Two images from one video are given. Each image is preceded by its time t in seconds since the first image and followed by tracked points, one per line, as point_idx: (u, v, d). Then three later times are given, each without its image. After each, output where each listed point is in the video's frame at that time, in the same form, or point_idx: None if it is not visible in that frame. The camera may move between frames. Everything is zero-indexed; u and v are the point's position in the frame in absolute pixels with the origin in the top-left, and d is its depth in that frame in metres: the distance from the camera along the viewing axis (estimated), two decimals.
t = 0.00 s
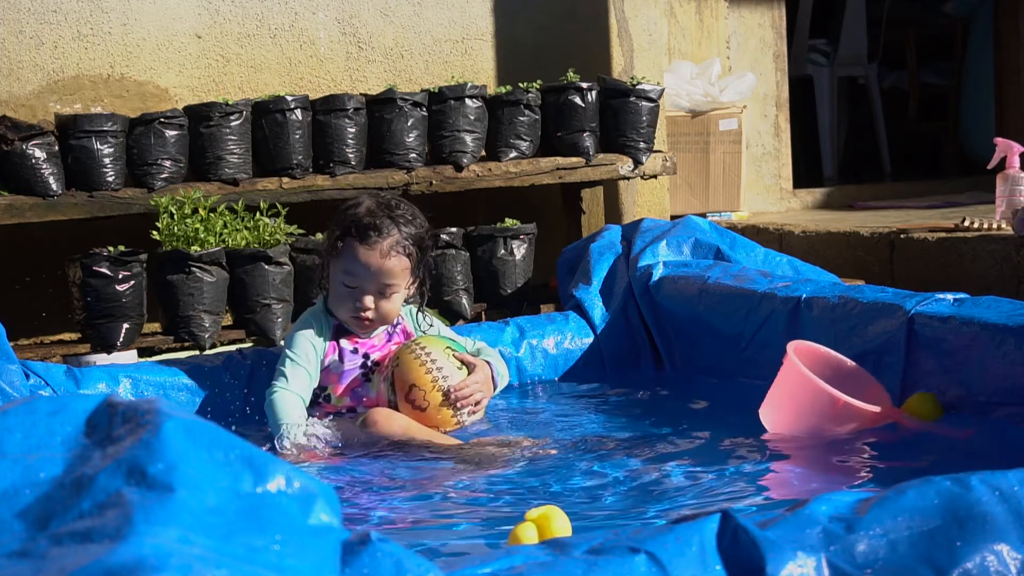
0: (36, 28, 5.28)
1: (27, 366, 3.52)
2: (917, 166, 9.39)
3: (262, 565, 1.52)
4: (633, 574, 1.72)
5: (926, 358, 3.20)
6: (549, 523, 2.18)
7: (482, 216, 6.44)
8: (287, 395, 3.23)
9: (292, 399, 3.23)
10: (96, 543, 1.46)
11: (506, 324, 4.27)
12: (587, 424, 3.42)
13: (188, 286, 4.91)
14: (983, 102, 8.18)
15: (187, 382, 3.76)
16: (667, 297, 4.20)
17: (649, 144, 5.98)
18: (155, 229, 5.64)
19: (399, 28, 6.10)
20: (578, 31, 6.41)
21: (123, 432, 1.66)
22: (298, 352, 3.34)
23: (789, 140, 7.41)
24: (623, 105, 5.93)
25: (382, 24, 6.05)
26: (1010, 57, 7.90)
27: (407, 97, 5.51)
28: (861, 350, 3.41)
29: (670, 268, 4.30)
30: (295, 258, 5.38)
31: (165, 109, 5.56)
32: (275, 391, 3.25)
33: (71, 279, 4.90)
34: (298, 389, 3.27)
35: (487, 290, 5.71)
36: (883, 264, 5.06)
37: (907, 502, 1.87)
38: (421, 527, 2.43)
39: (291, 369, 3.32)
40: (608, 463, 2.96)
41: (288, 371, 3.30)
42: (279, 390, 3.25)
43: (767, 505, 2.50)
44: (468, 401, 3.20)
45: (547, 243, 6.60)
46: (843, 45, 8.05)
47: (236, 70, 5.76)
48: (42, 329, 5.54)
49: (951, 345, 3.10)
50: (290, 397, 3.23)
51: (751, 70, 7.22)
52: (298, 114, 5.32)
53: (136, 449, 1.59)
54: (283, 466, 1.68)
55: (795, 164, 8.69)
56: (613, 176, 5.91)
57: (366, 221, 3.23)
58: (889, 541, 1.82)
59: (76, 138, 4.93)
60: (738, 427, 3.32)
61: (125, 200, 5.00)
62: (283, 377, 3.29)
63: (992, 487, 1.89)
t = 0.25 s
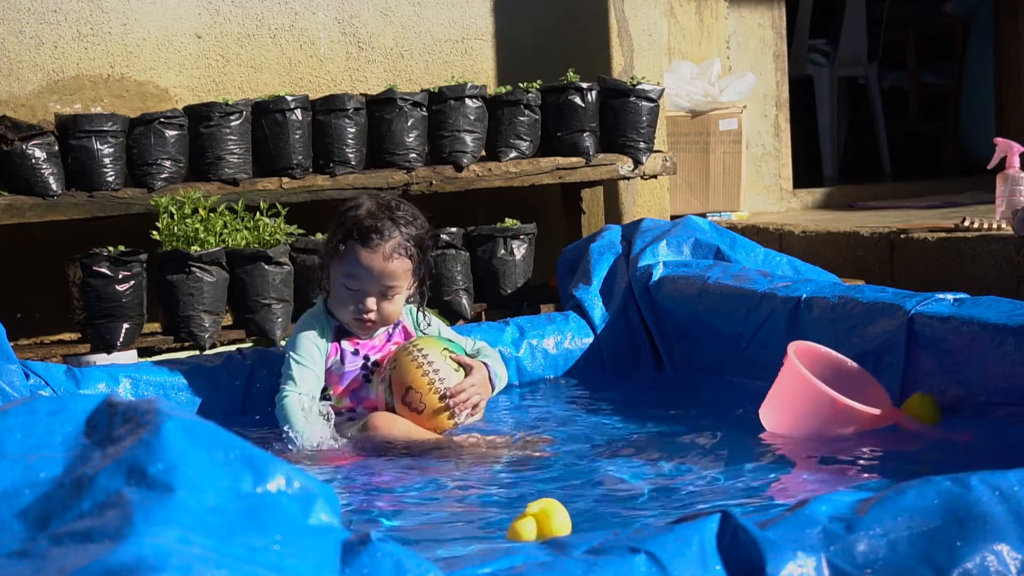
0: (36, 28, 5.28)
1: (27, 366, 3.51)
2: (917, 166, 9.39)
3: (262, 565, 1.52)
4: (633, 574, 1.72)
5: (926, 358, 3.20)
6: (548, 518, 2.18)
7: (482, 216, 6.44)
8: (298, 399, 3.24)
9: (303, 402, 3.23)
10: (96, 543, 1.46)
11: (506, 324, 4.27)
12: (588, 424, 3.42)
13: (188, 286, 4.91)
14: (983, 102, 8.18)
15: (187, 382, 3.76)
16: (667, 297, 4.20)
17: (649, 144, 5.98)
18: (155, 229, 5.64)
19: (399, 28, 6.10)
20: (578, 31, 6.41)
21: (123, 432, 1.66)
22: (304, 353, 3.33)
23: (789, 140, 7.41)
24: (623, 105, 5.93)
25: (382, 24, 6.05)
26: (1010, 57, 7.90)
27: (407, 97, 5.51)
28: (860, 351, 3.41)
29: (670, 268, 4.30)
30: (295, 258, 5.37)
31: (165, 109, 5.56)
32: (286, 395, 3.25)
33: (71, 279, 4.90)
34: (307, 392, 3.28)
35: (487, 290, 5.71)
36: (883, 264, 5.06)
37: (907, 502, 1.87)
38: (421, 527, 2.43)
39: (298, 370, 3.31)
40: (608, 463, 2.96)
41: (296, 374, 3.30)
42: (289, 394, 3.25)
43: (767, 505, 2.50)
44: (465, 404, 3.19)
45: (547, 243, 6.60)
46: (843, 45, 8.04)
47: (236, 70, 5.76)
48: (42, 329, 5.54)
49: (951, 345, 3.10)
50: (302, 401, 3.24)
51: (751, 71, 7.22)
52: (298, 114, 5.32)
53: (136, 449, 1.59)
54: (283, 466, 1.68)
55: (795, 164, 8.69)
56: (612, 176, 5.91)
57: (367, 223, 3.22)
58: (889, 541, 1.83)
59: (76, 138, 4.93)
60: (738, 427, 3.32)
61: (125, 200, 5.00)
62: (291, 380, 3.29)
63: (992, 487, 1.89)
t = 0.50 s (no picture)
0: (36, 28, 5.28)
1: (27, 366, 3.51)
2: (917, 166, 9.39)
3: (262, 564, 1.52)
4: (633, 574, 1.72)
5: (926, 358, 3.20)
6: (551, 519, 2.17)
7: (482, 216, 6.44)
8: (300, 400, 3.24)
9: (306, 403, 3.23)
10: (96, 543, 1.46)
11: (506, 323, 4.27)
12: (588, 424, 3.42)
13: (188, 286, 4.91)
14: (983, 102, 8.18)
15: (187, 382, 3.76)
16: (667, 297, 4.20)
17: (649, 144, 5.98)
18: (155, 229, 5.63)
19: (399, 28, 6.10)
20: (578, 31, 6.41)
21: (123, 432, 1.66)
22: (306, 354, 3.33)
23: (789, 140, 7.40)
24: (623, 105, 5.93)
25: (382, 24, 6.05)
26: (1010, 57, 7.90)
27: (407, 97, 5.51)
28: (861, 350, 3.41)
29: (670, 268, 4.30)
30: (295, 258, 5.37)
31: (165, 109, 5.57)
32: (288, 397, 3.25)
33: (70, 279, 4.90)
34: (309, 394, 3.28)
35: (487, 290, 5.71)
36: (883, 264, 5.06)
37: (907, 502, 1.87)
38: (420, 527, 2.43)
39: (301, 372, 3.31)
40: (608, 463, 2.96)
41: (298, 376, 3.29)
42: (292, 396, 3.25)
43: (767, 505, 2.50)
44: (465, 405, 3.18)
45: (547, 243, 6.60)
46: (843, 45, 8.04)
47: (236, 70, 5.76)
48: (42, 329, 5.54)
49: (951, 345, 3.10)
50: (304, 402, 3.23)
51: (751, 70, 7.22)
52: (298, 115, 5.32)
53: (136, 449, 1.59)
54: (283, 466, 1.68)
55: (795, 164, 8.68)
56: (612, 176, 5.91)
57: (368, 222, 3.22)
58: (889, 541, 1.82)
59: (76, 138, 4.93)
60: (738, 427, 3.32)
61: (125, 200, 5.00)
62: (294, 382, 3.29)
63: (992, 486, 1.89)
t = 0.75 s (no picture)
0: (36, 28, 5.28)
1: (27, 366, 3.51)
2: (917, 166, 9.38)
3: (262, 565, 1.52)
4: (633, 574, 1.72)
5: (926, 358, 3.20)
6: (552, 523, 2.17)
7: (481, 216, 6.45)
8: (298, 400, 3.25)
9: (303, 403, 3.24)
10: (96, 543, 1.46)
11: (506, 324, 4.27)
12: (587, 424, 3.42)
13: (188, 286, 4.91)
14: (983, 102, 8.18)
15: (187, 382, 3.76)
16: (667, 297, 4.20)
17: (649, 144, 5.98)
18: (156, 229, 5.64)
19: (399, 28, 6.10)
20: (578, 31, 6.41)
21: (123, 432, 1.66)
22: (304, 354, 3.34)
23: (789, 140, 7.40)
24: (623, 105, 5.93)
25: (382, 24, 6.05)
26: (1010, 57, 7.90)
27: (407, 97, 5.51)
28: (860, 350, 3.41)
29: (670, 268, 4.30)
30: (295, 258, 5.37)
31: (165, 109, 5.57)
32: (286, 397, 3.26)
33: (70, 279, 4.90)
34: (308, 393, 3.28)
35: (487, 290, 5.71)
36: (883, 264, 5.06)
37: (907, 502, 1.87)
38: (420, 527, 2.43)
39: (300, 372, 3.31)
40: (608, 463, 2.96)
41: (297, 376, 3.30)
42: (290, 396, 3.26)
43: (767, 505, 2.50)
44: (461, 406, 3.20)
45: (547, 243, 6.60)
46: (843, 45, 8.04)
47: (236, 70, 5.76)
48: (42, 329, 5.54)
49: (951, 345, 3.10)
50: (301, 402, 3.24)
51: (751, 71, 7.22)
52: (298, 114, 5.32)
53: (136, 448, 1.59)
54: (283, 466, 1.68)
55: (795, 164, 8.68)
56: (612, 175, 5.91)
57: (371, 219, 3.22)
58: (889, 541, 1.82)
59: (76, 138, 4.93)
60: (738, 428, 3.32)
61: (125, 200, 5.00)
62: (292, 382, 3.30)
63: (991, 487, 1.89)
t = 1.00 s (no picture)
0: (36, 28, 5.28)
1: (27, 366, 3.51)
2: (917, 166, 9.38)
3: (262, 565, 1.52)
4: (633, 574, 1.72)
5: (926, 358, 3.20)
6: (549, 526, 2.17)
7: (481, 216, 6.45)
8: (296, 399, 3.25)
9: (301, 402, 3.24)
10: (96, 543, 1.46)
11: (506, 324, 4.27)
12: (587, 424, 3.42)
13: (188, 286, 4.91)
14: (983, 102, 8.17)
15: (187, 382, 3.76)
16: (667, 297, 4.20)
17: (649, 144, 5.99)
18: (156, 229, 5.64)
19: (399, 28, 6.10)
20: (578, 31, 6.41)
21: (123, 432, 1.66)
22: (302, 354, 3.34)
23: (790, 140, 7.40)
24: (623, 105, 5.93)
25: (382, 24, 6.05)
26: (1010, 57, 7.90)
27: (407, 97, 5.51)
28: (861, 350, 3.41)
29: (670, 268, 4.30)
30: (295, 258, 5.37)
31: (165, 109, 5.56)
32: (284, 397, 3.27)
33: (71, 279, 4.90)
34: (306, 393, 3.29)
35: (487, 290, 5.71)
36: (883, 264, 5.06)
37: (907, 502, 1.87)
38: (420, 527, 2.43)
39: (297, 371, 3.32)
40: (608, 463, 2.96)
41: (294, 375, 3.31)
42: (287, 396, 3.27)
43: (767, 505, 2.50)
44: (460, 405, 3.21)
45: (547, 243, 6.60)
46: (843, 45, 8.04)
47: (236, 70, 5.76)
48: (42, 329, 5.54)
49: (951, 345, 3.10)
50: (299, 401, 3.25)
51: (751, 71, 7.22)
52: (298, 114, 5.32)
53: (136, 448, 1.59)
54: (283, 466, 1.68)
55: (794, 164, 8.68)
56: (612, 175, 5.91)
57: (374, 217, 3.22)
58: (889, 541, 1.82)
59: (76, 138, 4.93)
60: (738, 428, 3.32)
61: (125, 200, 5.00)
62: (289, 381, 3.30)
63: (992, 487, 1.89)
